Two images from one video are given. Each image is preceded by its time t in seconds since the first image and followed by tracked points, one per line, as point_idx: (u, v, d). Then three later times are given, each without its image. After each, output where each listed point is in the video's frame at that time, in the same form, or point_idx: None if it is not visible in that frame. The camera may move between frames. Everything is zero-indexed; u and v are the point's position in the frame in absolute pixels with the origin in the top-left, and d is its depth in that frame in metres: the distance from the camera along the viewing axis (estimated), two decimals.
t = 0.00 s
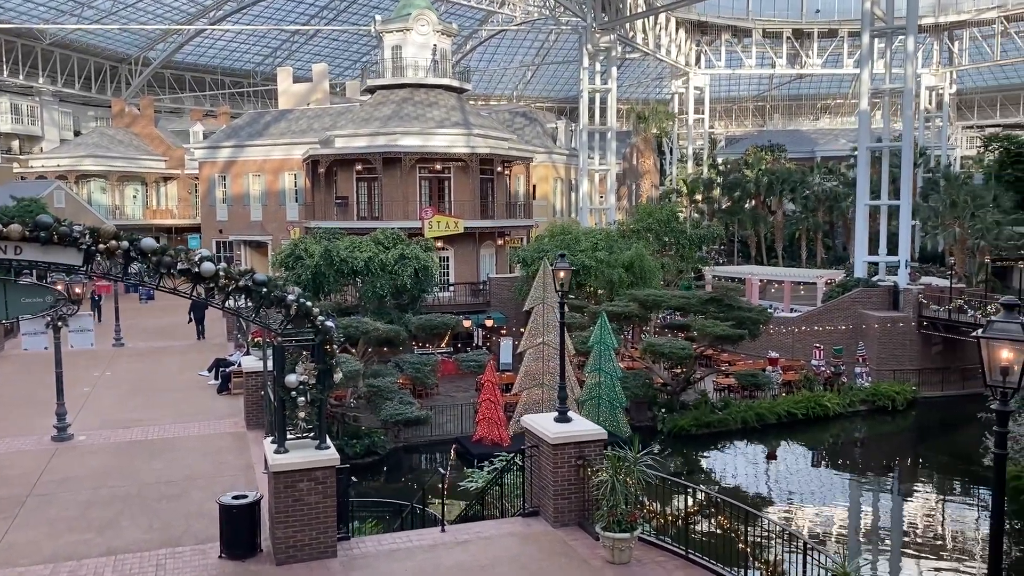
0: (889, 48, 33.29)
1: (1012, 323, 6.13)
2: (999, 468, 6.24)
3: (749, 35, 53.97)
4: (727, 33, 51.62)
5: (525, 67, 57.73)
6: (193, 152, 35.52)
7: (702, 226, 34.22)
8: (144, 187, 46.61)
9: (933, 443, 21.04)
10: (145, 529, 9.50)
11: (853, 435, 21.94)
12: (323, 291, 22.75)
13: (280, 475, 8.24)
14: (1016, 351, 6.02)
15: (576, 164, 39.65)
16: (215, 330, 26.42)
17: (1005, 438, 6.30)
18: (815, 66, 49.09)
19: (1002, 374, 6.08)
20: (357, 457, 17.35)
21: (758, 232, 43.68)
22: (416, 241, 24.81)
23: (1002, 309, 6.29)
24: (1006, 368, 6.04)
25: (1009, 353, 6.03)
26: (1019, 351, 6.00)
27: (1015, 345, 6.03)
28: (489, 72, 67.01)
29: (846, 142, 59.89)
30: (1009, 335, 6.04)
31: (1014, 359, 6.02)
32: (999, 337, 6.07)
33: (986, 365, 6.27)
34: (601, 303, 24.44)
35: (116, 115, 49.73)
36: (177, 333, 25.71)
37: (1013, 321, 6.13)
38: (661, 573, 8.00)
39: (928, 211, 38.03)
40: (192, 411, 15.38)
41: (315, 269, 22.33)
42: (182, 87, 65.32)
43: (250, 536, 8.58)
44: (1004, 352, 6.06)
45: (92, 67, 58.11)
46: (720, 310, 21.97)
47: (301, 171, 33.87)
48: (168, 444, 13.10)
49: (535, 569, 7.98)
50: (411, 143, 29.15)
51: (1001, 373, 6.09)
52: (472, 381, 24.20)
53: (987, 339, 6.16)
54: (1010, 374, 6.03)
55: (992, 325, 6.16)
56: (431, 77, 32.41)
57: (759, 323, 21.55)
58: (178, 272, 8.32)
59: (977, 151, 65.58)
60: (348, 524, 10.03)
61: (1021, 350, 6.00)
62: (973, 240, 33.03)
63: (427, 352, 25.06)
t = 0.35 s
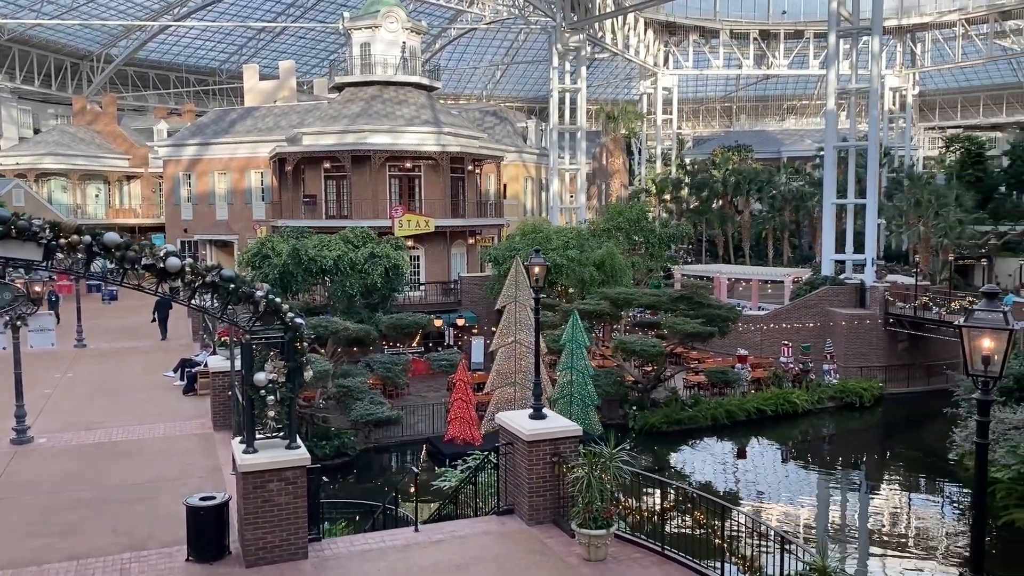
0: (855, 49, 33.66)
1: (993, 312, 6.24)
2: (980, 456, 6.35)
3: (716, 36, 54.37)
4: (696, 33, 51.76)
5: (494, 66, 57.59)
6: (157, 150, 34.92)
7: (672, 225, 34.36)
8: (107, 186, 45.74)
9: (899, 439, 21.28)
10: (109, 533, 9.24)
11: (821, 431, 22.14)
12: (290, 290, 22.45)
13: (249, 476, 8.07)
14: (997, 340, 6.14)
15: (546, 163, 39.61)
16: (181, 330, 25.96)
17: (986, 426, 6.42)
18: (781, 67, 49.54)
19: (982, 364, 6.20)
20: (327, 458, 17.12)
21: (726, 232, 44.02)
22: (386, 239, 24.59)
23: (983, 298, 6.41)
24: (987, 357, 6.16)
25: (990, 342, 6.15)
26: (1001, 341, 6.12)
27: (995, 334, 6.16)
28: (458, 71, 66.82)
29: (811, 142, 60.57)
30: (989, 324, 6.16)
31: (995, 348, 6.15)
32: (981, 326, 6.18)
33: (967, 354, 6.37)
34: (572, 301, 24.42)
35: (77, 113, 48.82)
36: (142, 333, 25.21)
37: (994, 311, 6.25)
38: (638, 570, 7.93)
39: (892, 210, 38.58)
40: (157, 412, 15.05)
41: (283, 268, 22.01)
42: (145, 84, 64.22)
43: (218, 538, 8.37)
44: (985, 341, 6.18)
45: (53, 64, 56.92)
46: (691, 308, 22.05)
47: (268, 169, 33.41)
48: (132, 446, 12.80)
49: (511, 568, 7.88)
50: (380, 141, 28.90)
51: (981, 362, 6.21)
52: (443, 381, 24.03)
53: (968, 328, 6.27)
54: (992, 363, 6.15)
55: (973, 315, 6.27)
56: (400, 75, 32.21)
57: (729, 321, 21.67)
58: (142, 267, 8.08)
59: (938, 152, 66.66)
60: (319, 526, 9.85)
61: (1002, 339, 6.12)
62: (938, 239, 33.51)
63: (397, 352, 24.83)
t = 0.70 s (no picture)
0: (815, 51, 34.07)
1: (967, 300, 6.13)
2: (956, 445, 6.27)
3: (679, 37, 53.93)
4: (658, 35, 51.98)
5: (458, 66, 57.39)
6: (113, 150, 34.17)
7: (636, 225, 34.49)
8: (61, 186, 44.66)
9: (861, 435, 21.52)
10: (66, 539, 8.93)
11: (784, 428, 22.34)
12: (252, 290, 22.07)
13: (211, 477, 7.86)
14: (971, 328, 6.04)
15: (511, 163, 39.53)
16: (139, 332, 25.37)
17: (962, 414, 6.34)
18: (742, 70, 50.05)
19: (957, 353, 6.10)
20: (290, 461, 16.85)
21: (689, 232, 44.42)
22: (350, 239, 24.31)
23: (957, 285, 6.30)
24: (962, 346, 6.06)
25: (964, 331, 6.05)
26: (975, 328, 6.01)
27: (968, 322, 6.05)
28: (422, 72, 66.51)
29: (772, 144, 61.32)
30: (963, 312, 6.05)
31: (970, 336, 6.04)
32: (954, 314, 6.08)
33: (942, 343, 6.27)
34: (538, 301, 24.37)
35: (31, 111, 47.72)
36: (98, 336, 24.61)
37: (968, 298, 6.14)
38: (609, 567, 7.87)
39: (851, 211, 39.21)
40: (115, 416, 14.66)
41: (244, 269, 21.58)
42: (101, 83, 62.88)
43: (180, 543, 8.13)
44: (959, 329, 6.08)
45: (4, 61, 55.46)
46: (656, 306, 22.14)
47: (228, 169, 32.88)
48: (89, 450, 12.43)
49: (481, 568, 7.76)
50: (343, 140, 28.59)
51: (957, 351, 6.10)
52: (408, 382, 23.83)
53: (944, 316, 6.15)
54: (966, 352, 6.05)
55: (947, 303, 6.16)
56: (363, 74, 31.91)
57: (694, 319, 21.80)
58: (99, 263, 7.80)
59: (895, 153, 67.88)
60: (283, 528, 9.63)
61: (976, 328, 6.02)
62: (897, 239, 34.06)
63: (362, 353, 24.55)
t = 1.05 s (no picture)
0: (772, 55, 34.54)
1: (936, 290, 6.11)
2: (926, 438, 6.26)
3: (639, 42, 53.95)
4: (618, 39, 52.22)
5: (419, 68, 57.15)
6: (65, 150, 33.36)
7: (598, 227, 34.63)
8: (11, 187, 43.33)
9: (819, 434, 21.78)
10: (16, 548, 8.64)
11: (745, 428, 22.54)
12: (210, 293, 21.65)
13: (169, 481, 7.66)
14: (942, 319, 6.02)
15: (473, 165, 39.44)
16: (92, 336, 24.77)
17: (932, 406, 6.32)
18: (701, 74, 50.61)
19: (927, 344, 6.08)
20: (250, 466, 16.55)
21: (649, 234, 44.77)
22: (310, 241, 24.01)
23: (927, 275, 6.28)
24: (932, 336, 6.03)
25: (935, 321, 6.02)
26: (945, 319, 6.00)
27: (938, 312, 6.03)
28: (382, 74, 66.12)
29: (730, 148, 62.11)
30: (933, 302, 6.04)
31: (940, 327, 6.02)
32: (925, 305, 6.06)
33: (912, 333, 6.24)
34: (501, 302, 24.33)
35: None
36: (50, 340, 23.98)
37: (937, 288, 6.12)
38: (577, 566, 7.81)
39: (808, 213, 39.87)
40: (69, 421, 14.27)
41: (201, 271, 21.06)
42: (52, 83, 61.41)
43: (137, 549, 7.90)
44: (929, 320, 6.06)
45: None
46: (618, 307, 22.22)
47: (185, 170, 32.30)
48: (42, 456, 12.06)
49: (447, 570, 7.66)
50: (303, 141, 28.25)
51: (926, 342, 6.08)
52: (370, 385, 23.59)
53: (914, 307, 6.13)
54: (936, 342, 6.03)
55: (917, 293, 6.14)
56: (323, 74, 31.58)
57: (656, 319, 21.93)
58: (51, 261, 7.53)
59: (848, 158, 69.21)
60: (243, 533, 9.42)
61: (947, 317, 6.00)
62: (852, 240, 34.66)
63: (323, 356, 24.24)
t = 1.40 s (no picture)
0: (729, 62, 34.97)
1: (905, 283, 6.16)
2: (894, 433, 6.27)
3: (598, 49, 54.13)
4: (577, 45, 52.39)
5: (378, 72, 56.84)
6: (12, 152, 32.49)
7: (558, 231, 34.72)
8: None
9: (778, 436, 22.00)
10: None
11: (704, 429, 22.71)
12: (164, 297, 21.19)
13: (123, 488, 7.43)
14: (911, 313, 6.04)
15: (433, 170, 39.30)
16: (40, 343, 24.10)
17: (900, 400, 6.36)
18: (658, 81, 51.11)
19: (896, 337, 6.11)
20: (206, 474, 16.21)
21: (609, 239, 45.05)
22: (267, 245, 23.65)
23: (895, 269, 6.31)
24: (901, 330, 6.06)
25: (904, 315, 6.05)
26: (914, 312, 6.03)
27: (908, 305, 6.06)
28: (340, 77, 65.56)
29: (687, 154, 62.82)
30: (902, 295, 6.07)
31: (909, 320, 6.05)
32: (895, 298, 6.08)
33: (881, 326, 6.27)
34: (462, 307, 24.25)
35: None
36: None
37: (907, 281, 6.16)
38: (543, 568, 7.76)
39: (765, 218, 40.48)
40: (16, 430, 13.82)
41: (155, 275, 20.63)
42: None
43: (89, 559, 7.64)
44: (898, 313, 6.09)
45: None
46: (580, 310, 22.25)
47: (138, 173, 31.66)
48: None
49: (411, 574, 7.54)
50: (260, 143, 27.87)
51: (895, 335, 6.11)
52: (329, 391, 23.29)
53: (883, 300, 6.17)
54: (905, 335, 6.06)
55: (886, 286, 6.17)
56: (280, 76, 31.20)
57: (617, 322, 21.98)
58: None
59: (802, 164, 70.50)
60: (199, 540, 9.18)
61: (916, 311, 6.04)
62: (807, 245, 35.27)
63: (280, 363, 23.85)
